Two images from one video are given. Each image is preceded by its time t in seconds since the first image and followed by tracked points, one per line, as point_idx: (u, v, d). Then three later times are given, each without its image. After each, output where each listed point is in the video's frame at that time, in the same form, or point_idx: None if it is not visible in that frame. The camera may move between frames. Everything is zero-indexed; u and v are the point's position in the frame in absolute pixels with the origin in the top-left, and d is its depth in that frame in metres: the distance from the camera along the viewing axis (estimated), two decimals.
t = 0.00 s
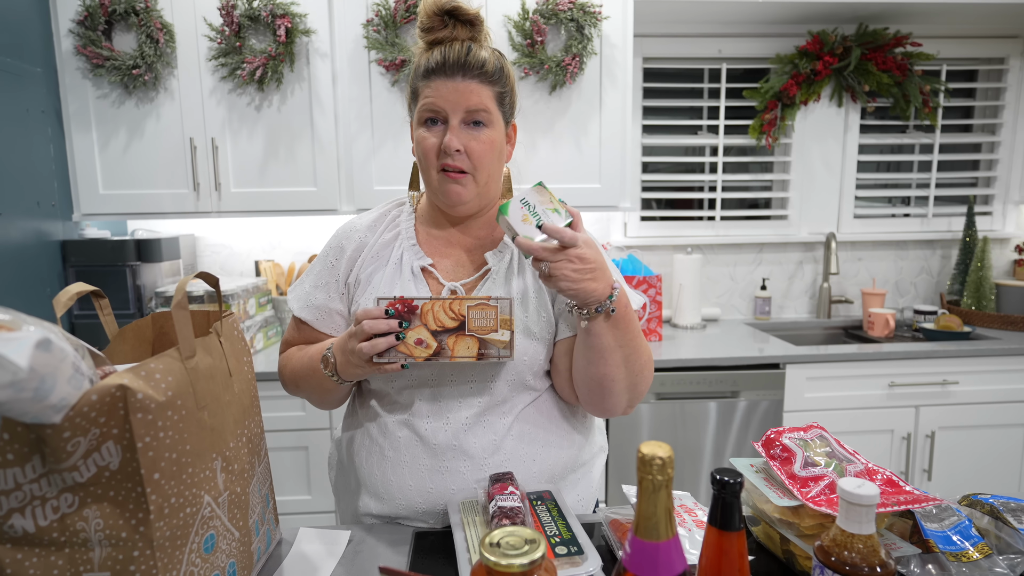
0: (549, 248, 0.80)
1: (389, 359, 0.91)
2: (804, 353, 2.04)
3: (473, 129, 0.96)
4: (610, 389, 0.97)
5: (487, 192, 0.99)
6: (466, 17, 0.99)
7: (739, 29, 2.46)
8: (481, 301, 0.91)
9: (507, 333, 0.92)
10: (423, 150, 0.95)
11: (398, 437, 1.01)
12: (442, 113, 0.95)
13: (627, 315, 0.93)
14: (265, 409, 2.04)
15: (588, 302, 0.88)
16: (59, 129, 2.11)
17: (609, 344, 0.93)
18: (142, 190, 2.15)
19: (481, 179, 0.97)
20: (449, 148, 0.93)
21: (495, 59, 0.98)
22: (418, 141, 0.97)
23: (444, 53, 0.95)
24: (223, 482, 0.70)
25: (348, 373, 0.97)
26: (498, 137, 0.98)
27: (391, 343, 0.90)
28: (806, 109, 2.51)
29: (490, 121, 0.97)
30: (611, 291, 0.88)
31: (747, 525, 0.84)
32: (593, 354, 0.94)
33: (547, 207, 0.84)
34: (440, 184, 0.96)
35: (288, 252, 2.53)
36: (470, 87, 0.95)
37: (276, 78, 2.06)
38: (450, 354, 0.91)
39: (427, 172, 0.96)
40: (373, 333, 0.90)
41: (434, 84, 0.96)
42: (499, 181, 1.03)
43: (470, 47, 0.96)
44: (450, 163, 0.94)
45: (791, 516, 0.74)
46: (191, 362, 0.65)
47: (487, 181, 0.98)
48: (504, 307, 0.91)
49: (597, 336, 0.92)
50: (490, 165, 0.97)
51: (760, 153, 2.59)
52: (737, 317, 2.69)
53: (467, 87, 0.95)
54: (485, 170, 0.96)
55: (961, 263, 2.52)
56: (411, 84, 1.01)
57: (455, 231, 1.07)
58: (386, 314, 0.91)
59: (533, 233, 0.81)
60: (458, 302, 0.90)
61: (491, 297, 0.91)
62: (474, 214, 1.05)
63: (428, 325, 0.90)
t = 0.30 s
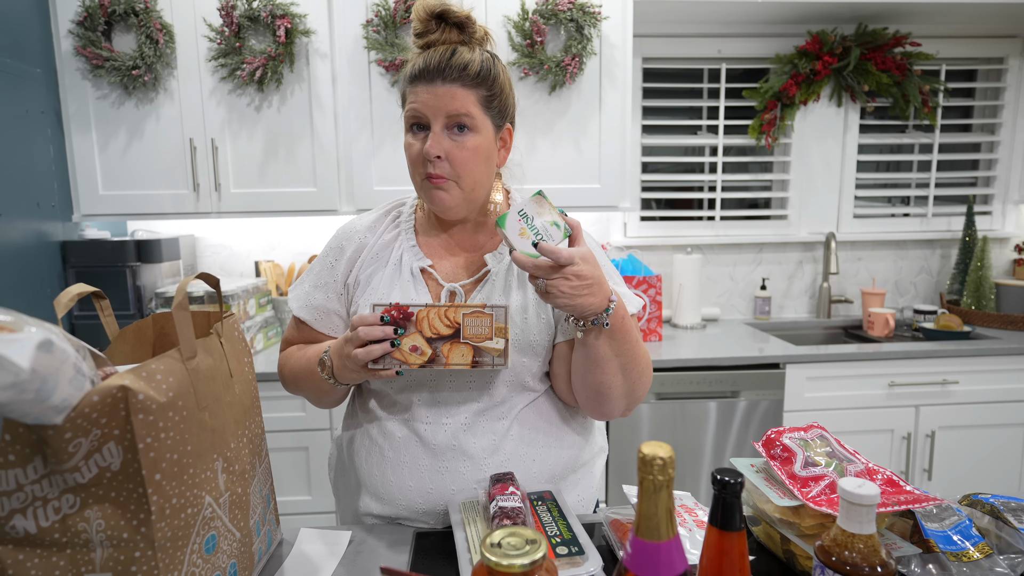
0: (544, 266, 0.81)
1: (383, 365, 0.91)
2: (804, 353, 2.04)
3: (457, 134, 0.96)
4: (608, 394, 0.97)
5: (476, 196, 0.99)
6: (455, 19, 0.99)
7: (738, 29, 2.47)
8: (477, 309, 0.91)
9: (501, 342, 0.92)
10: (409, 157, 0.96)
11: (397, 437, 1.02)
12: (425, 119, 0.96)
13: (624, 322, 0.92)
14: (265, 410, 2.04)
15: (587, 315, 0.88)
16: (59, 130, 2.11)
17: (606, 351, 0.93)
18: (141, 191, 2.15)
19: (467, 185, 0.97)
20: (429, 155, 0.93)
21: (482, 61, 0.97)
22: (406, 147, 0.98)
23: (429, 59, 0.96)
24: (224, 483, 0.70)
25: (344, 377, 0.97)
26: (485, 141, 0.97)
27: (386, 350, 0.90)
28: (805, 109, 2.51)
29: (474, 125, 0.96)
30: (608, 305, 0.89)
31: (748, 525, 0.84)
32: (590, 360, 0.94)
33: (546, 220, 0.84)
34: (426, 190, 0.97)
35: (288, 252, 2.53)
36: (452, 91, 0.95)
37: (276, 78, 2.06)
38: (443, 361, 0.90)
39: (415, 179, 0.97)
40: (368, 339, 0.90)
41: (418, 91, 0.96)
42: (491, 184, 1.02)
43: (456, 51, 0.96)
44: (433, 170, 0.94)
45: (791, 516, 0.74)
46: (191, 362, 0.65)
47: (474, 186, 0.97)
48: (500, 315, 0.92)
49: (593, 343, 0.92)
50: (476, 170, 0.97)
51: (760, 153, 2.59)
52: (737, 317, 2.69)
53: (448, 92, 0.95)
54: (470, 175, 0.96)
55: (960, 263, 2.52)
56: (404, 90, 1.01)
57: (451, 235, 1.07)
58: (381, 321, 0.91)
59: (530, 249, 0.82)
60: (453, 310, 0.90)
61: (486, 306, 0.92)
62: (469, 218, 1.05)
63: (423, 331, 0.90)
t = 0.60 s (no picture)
0: (556, 277, 0.80)
1: (387, 364, 0.91)
2: (805, 354, 2.04)
3: (459, 138, 0.96)
4: (614, 399, 0.98)
5: (478, 198, 1.00)
6: (455, 21, 0.99)
7: (740, 31, 2.47)
8: (479, 307, 0.91)
9: (504, 340, 0.92)
10: (411, 161, 0.97)
11: (399, 438, 1.02)
12: (426, 123, 0.96)
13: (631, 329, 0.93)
14: (266, 410, 2.04)
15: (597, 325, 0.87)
16: (62, 132, 2.12)
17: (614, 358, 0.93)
18: (143, 192, 2.15)
19: (469, 188, 0.97)
20: (432, 159, 0.94)
21: (482, 63, 0.97)
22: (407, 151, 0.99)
23: (430, 62, 0.96)
24: (226, 483, 0.70)
25: (348, 377, 0.97)
26: (486, 144, 0.98)
27: (390, 349, 0.90)
28: (806, 110, 2.51)
29: (477, 128, 0.96)
30: (616, 312, 0.88)
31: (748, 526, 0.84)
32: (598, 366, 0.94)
33: (548, 228, 0.83)
34: (429, 194, 0.97)
35: (290, 254, 2.53)
36: (453, 95, 0.95)
37: (278, 80, 2.07)
38: (447, 361, 0.91)
39: (417, 183, 0.98)
40: (371, 339, 0.91)
41: (420, 95, 0.96)
42: (493, 186, 1.03)
43: (457, 54, 0.96)
44: (435, 174, 0.95)
45: (792, 517, 0.74)
46: (194, 363, 0.65)
47: (476, 189, 0.98)
48: (503, 314, 0.92)
49: (602, 351, 0.92)
50: (478, 173, 0.97)
51: (761, 155, 2.59)
52: (738, 318, 2.70)
53: (450, 96, 0.95)
54: (472, 178, 0.97)
55: (962, 264, 2.52)
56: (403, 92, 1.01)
57: (452, 237, 1.08)
58: (385, 320, 0.91)
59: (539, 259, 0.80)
60: (457, 309, 0.91)
61: (489, 305, 0.92)
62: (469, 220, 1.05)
63: (426, 331, 0.90)
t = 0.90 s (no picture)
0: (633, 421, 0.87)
1: (387, 364, 0.91)
2: (804, 354, 2.05)
3: (469, 146, 0.97)
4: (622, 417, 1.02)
5: (485, 204, 1.01)
6: (458, 24, 0.98)
7: (739, 31, 2.47)
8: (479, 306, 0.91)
9: (504, 340, 0.92)
10: (421, 169, 0.97)
11: (399, 438, 1.02)
12: (435, 131, 0.95)
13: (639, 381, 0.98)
14: (266, 411, 2.04)
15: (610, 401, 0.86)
16: (62, 132, 2.12)
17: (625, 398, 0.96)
18: (144, 193, 2.15)
19: (478, 195, 0.98)
20: (445, 168, 0.94)
21: (489, 69, 0.97)
22: (413, 158, 0.98)
23: (437, 68, 0.95)
24: (227, 484, 0.70)
25: (349, 377, 0.98)
26: (494, 152, 0.99)
27: (390, 349, 0.90)
28: (806, 110, 2.52)
29: (486, 136, 0.97)
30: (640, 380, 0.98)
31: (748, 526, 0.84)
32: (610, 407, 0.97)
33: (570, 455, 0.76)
34: (438, 201, 0.98)
35: (290, 254, 2.54)
36: (464, 104, 0.95)
37: (277, 81, 2.07)
38: (447, 361, 0.91)
39: (425, 189, 0.98)
40: (372, 339, 0.91)
41: (428, 102, 0.96)
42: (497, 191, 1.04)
43: (464, 60, 0.95)
44: (447, 183, 0.95)
45: (791, 516, 0.74)
46: (195, 364, 0.66)
47: (484, 196, 0.99)
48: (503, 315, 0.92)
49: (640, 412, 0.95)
50: (487, 181, 0.98)
51: (761, 155, 2.59)
52: (737, 318, 2.70)
53: (461, 105, 0.95)
54: (482, 186, 0.98)
55: (961, 264, 2.53)
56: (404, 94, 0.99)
57: (453, 239, 1.08)
58: (385, 320, 0.91)
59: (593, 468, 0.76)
60: (457, 309, 0.91)
61: (489, 305, 0.92)
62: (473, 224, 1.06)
63: (427, 331, 0.91)
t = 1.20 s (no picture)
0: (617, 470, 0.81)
1: (381, 369, 0.92)
2: (803, 356, 2.05)
3: (482, 150, 0.97)
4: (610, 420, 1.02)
5: (493, 207, 1.03)
6: (467, 27, 0.97)
7: (738, 33, 2.48)
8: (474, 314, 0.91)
9: (499, 347, 0.91)
10: (433, 172, 0.96)
11: (399, 440, 1.02)
12: (449, 136, 0.95)
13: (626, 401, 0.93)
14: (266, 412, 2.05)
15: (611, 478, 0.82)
16: (62, 134, 2.12)
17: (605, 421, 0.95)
18: (144, 194, 2.16)
19: (490, 198, 0.99)
20: (460, 172, 0.95)
21: (500, 73, 0.98)
22: (424, 162, 0.97)
23: (451, 72, 0.94)
24: (228, 485, 0.70)
25: (347, 381, 0.98)
26: (504, 155, 1.00)
27: (385, 354, 0.91)
28: (805, 112, 2.52)
29: (498, 141, 0.98)
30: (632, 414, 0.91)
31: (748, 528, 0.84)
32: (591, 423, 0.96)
33: None
34: (450, 204, 0.98)
35: (290, 256, 2.54)
36: (478, 109, 0.95)
37: (278, 82, 2.07)
38: (442, 367, 0.91)
39: (436, 192, 0.98)
40: (367, 343, 0.92)
41: (441, 106, 0.95)
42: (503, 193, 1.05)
43: (476, 64, 0.96)
44: (461, 187, 0.96)
45: (791, 518, 0.74)
46: (196, 366, 0.66)
47: (494, 199, 1.00)
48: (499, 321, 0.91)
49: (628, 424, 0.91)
50: (499, 184, 1.00)
51: (760, 157, 2.60)
52: (737, 319, 2.70)
53: (476, 110, 0.95)
54: (494, 190, 0.99)
55: (960, 266, 2.53)
56: (411, 96, 0.99)
57: (456, 242, 1.08)
58: (381, 324, 0.92)
59: None
60: (452, 315, 0.90)
61: (485, 312, 0.91)
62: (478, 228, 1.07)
63: (422, 336, 0.91)
